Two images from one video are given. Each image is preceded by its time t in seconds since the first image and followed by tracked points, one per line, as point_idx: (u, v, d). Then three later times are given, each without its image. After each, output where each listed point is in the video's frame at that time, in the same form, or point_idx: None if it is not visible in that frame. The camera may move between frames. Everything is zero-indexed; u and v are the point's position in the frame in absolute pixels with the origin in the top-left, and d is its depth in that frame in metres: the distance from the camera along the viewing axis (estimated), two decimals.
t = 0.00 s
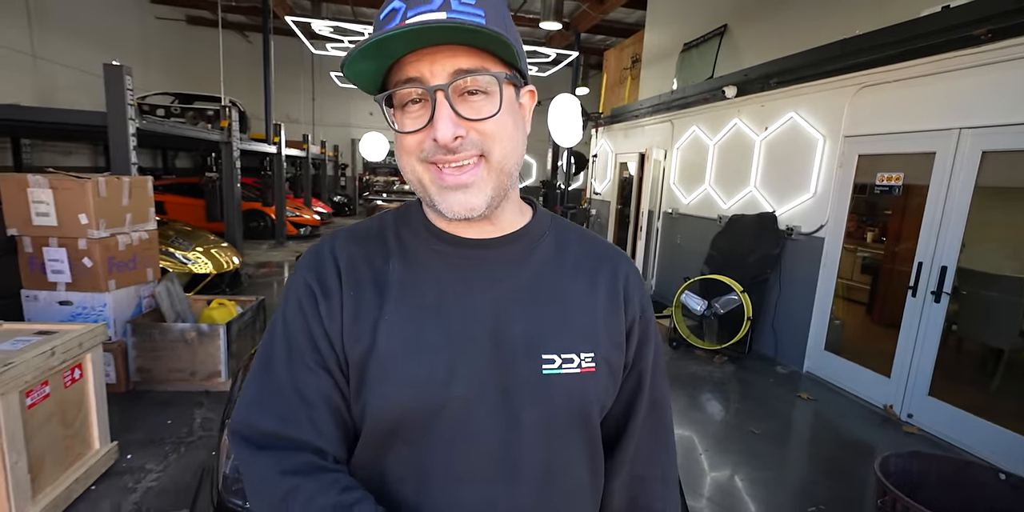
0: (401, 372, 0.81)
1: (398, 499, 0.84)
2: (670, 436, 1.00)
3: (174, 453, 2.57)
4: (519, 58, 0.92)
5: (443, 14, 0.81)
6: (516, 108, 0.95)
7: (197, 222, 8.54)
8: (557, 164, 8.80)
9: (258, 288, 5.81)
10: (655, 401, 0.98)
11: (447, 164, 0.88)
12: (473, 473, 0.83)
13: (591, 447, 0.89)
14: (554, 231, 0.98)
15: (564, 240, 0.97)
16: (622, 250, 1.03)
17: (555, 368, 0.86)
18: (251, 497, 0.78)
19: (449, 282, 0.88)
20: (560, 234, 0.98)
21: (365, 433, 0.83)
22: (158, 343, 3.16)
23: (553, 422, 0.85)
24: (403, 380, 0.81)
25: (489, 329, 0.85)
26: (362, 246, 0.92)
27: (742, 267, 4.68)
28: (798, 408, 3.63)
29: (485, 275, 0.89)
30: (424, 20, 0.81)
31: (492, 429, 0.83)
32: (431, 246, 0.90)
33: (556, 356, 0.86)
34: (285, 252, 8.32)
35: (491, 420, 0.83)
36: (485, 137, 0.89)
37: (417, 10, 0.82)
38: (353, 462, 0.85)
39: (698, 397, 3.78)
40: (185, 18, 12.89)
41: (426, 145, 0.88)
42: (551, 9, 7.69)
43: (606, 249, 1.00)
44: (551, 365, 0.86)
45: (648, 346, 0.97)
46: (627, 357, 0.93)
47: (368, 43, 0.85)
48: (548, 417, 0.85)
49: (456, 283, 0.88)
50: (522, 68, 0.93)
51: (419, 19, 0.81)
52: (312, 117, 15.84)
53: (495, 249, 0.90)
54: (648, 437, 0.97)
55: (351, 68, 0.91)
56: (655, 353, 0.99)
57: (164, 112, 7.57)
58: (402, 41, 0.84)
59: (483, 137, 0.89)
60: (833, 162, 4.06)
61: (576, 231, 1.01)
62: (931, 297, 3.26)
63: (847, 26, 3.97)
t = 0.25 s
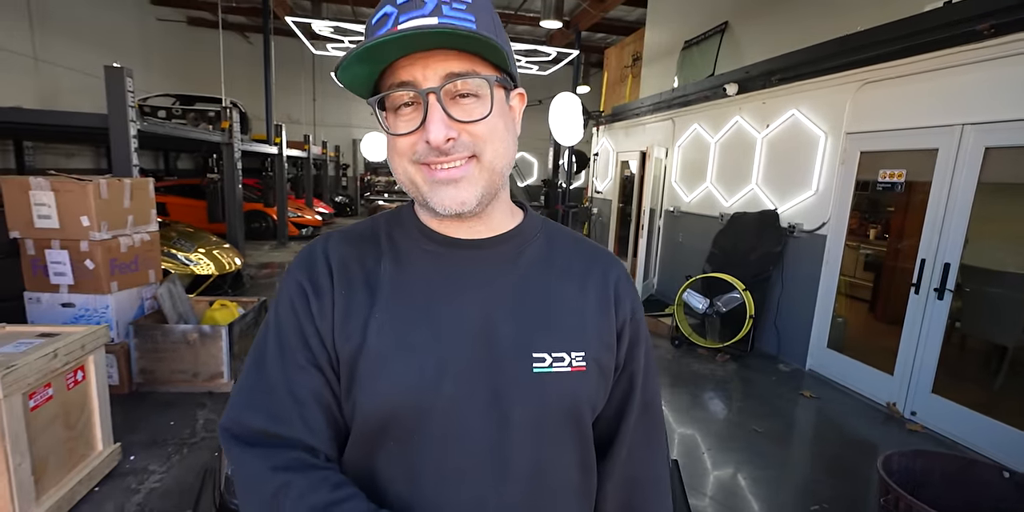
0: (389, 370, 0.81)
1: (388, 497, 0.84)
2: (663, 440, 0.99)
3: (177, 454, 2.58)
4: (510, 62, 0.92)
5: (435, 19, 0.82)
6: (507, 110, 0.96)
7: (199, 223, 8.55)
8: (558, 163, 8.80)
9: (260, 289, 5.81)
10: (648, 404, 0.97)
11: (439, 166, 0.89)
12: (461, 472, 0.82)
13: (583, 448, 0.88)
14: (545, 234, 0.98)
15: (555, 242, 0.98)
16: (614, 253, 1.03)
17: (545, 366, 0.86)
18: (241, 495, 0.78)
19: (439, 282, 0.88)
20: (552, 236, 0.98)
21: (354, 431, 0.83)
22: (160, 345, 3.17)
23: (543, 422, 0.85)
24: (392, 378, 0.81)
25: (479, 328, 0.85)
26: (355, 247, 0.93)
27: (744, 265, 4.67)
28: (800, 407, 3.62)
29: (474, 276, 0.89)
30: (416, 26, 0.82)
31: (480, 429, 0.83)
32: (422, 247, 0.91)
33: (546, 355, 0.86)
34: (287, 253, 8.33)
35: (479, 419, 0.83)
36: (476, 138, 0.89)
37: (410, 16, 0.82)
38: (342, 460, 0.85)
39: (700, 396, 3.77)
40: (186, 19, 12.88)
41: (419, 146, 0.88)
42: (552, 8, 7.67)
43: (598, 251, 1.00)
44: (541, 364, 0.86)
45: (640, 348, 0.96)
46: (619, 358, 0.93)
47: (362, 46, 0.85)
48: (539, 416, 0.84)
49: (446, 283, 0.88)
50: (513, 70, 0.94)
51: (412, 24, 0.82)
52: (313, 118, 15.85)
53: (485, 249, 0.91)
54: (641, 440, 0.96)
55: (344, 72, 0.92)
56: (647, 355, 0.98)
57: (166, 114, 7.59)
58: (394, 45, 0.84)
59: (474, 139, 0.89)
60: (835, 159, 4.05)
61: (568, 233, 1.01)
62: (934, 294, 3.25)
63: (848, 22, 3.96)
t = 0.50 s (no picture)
0: (379, 373, 0.82)
1: (378, 499, 0.84)
2: (662, 442, 0.98)
3: (182, 455, 2.59)
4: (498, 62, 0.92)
5: (422, 18, 0.82)
6: (497, 110, 0.96)
7: (201, 224, 8.57)
8: (560, 162, 8.79)
9: (264, 290, 5.83)
10: (646, 405, 0.96)
11: (428, 167, 0.89)
12: (452, 475, 0.82)
13: (576, 450, 0.88)
14: (538, 235, 0.98)
15: (548, 243, 0.97)
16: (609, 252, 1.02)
17: (536, 370, 0.85)
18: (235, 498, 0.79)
19: (429, 285, 0.88)
20: (545, 237, 0.98)
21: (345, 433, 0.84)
22: (164, 346, 3.18)
23: (535, 424, 0.84)
24: (381, 381, 0.81)
25: (469, 330, 0.86)
26: (346, 250, 0.94)
27: (746, 263, 4.66)
28: (804, 405, 3.61)
29: (465, 278, 0.89)
30: (404, 25, 0.82)
31: (470, 431, 0.83)
32: (413, 250, 0.92)
33: (537, 358, 0.86)
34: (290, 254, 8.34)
35: (469, 422, 0.83)
36: (466, 137, 0.89)
37: (396, 15, 0.83)
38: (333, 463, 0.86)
39: (703, 394, 3.76)
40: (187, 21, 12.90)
41: (409, 148, 0.89)
42: (553, 7, 7.66)
43: (593, 251, 0.99)
44: (531, 367, 0.85)
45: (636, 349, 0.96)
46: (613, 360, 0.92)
47: (349, 45, 0.85)
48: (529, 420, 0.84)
49: (436, 285, 0.88)
50: (501, 70, 0.94)
51: (398, 23, 0.82)
52: (315, 118, 15.86)
53: (477, 251, 0.91)
54: (639, 444, 0.96)
55: (332, 73, 0.92)
56: (644, 356, 0.97)
57: (168, 116, 7.61)
58: (381, 44, 0.84)
59: (464, 138, 0.89)
60: (837, 156, 4.03)
61: (563, 234, 1.01)
62: (938, 291, 3.24)
63: (849, 19, 3.94)
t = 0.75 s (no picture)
0: (376, 374, 0.82)
1: (379, 499, 0.84)
2: (663, 441, 0.98)
3: (187, 456, 2.60)
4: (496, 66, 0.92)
5: (416, 21, 0.82)
6: (495, 113, 0.96)
7: (206, 226, 8.61)
8: (562, 163, 8.79)
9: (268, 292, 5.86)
10: (647, 404, 0.96)
11: (425, 172, 0.89)
12: (451, 476, 0.82)
13: (576, 450, 0.88)
14: (538, 234, 0.98)
15: (547, 242, 0.97)
16: (609, 250, 1.01)
17: (534, 370, 0.85)
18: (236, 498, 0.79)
19: (427, 286, 0.88)
20: (544, 236, 0.98)
21: (344, 433, 0.84)
22: (169, 348, 3.19)
23: (533, 424, 0.84)
24: (379, 381, 0.82)
25: (467, 330, 0.86)
26: (345, 251, 0.94)
27: (750, 263, 4.64)
28: (809, 405, 3.59)
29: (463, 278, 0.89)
30: (397, 28, 0.81)
31: (469, 431, 0.83)
32: (411, 251, 0.92)
33: (535, 358, 0.86)
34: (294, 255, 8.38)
35: (467, 422, 0.83)
36: (462, 142, 0.89)
37: (390, 19, 0.82)
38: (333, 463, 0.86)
39: (708, 394, 3.75)
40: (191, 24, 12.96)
41: (405, 153, 0.89)
42: (555, 7, 7.67)
43: (593, 251, 0.98)
44: (530, 367, 0.85)
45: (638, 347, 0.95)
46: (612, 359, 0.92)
47: (344, 50, 0.85)
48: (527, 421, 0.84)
49: (434, 286, 0.88)
50: (500, 71, 0.93)
51: (391, 27, 0.82)
52: (318, 120, 15.92)
53: (476, 252, 0.91)
54: (641, 443, 0.95)
55: (326, 77, 0.92)
56: (645, 355, 0.97)
57: (172, 118, 7.65)
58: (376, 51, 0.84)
59: (461, 143, 0.89)
60: (842, 155, 4.02)
61: (563, 232, 1.00)
62: (944, 290, 3.22)
63: (853, 17, 3.93)
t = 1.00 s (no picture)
0: (380, 379, 0.82)
1: (385, 502, 0.85)
2: (668, 441, 0.98)
3: (194, 457, 2.61)
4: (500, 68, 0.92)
5: (419, 21, 0.82)
6: (498, 115, 0.96)
7: (211, 228, 8.65)
8: (566, 162, 8.79)
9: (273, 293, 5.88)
10: (651, 404, 0.96)
11: (428, 175, 0.89)
12: (456, 479, 0.83)
13: (580, 451, 0.88)
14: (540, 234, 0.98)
15: (550, 242, 0.97)
16: (611, 249, 1.01)
17: (539, 372, 0.85)
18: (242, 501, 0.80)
19: (430, 288, 0.88)
20: (547, 237, 0.98)
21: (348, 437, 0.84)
22: (176, 349, 3.21)
23: (538, 427, 0.85)
24: (383, 385, 0.82)
25: (470, 332, 0.86)
26: (346, 254, 0.94)
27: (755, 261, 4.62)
28: (815, 403, 3.58)
29: (467, 281, 0.89)
30: (400, 28, 0.82)
31: (473, 434, 0.83)
32: (413, 253, 0.92)
33: (539, 360, 0.86)
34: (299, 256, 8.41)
35: (472, 425, 0.83)
36: (465, 145, 0.89)
37: (393, 20, 0.82)
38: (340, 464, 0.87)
39: (713, 393, 3.74)
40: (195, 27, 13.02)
41: (408, 156, 0.89)
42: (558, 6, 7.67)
43: (596, 250, 0.98)
44: (534, 369, 0.85)
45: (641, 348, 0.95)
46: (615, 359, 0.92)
47: (345, 52, 0.85)
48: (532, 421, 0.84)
49: (436, 289, 0.88)
50: (503, 74, 0.93)
51: (394, 28, 0.82)
52: (322, 121, 15.97)
53: (479, 255, 0.91)
54: (646, 443, 0.96)
55: (328, 81, 0.92)
56: (647, 355, 0.97)
57: (176, 121, 7.69)
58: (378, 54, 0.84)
59: (464, 145, 0.89)
60: (846, 153, 3.99)
61: (564, 233, 1.00)
62: (950, 287, 3.20)
63: (857, 14, 3.90)
